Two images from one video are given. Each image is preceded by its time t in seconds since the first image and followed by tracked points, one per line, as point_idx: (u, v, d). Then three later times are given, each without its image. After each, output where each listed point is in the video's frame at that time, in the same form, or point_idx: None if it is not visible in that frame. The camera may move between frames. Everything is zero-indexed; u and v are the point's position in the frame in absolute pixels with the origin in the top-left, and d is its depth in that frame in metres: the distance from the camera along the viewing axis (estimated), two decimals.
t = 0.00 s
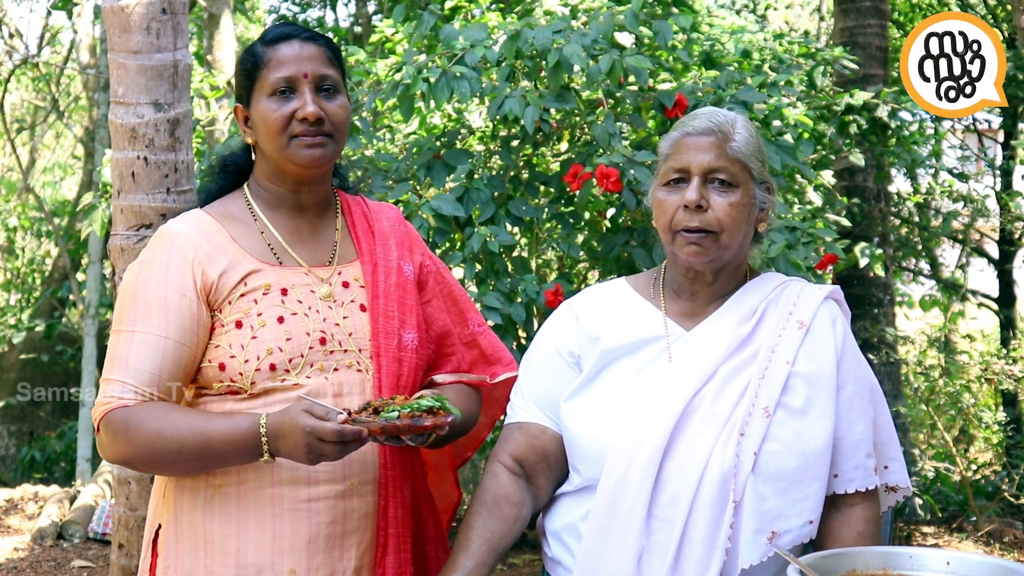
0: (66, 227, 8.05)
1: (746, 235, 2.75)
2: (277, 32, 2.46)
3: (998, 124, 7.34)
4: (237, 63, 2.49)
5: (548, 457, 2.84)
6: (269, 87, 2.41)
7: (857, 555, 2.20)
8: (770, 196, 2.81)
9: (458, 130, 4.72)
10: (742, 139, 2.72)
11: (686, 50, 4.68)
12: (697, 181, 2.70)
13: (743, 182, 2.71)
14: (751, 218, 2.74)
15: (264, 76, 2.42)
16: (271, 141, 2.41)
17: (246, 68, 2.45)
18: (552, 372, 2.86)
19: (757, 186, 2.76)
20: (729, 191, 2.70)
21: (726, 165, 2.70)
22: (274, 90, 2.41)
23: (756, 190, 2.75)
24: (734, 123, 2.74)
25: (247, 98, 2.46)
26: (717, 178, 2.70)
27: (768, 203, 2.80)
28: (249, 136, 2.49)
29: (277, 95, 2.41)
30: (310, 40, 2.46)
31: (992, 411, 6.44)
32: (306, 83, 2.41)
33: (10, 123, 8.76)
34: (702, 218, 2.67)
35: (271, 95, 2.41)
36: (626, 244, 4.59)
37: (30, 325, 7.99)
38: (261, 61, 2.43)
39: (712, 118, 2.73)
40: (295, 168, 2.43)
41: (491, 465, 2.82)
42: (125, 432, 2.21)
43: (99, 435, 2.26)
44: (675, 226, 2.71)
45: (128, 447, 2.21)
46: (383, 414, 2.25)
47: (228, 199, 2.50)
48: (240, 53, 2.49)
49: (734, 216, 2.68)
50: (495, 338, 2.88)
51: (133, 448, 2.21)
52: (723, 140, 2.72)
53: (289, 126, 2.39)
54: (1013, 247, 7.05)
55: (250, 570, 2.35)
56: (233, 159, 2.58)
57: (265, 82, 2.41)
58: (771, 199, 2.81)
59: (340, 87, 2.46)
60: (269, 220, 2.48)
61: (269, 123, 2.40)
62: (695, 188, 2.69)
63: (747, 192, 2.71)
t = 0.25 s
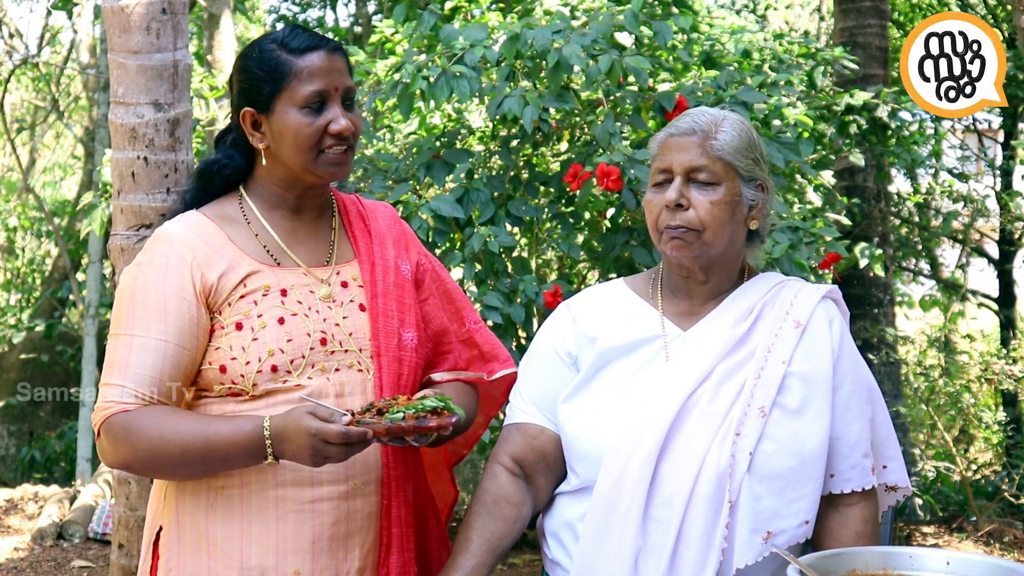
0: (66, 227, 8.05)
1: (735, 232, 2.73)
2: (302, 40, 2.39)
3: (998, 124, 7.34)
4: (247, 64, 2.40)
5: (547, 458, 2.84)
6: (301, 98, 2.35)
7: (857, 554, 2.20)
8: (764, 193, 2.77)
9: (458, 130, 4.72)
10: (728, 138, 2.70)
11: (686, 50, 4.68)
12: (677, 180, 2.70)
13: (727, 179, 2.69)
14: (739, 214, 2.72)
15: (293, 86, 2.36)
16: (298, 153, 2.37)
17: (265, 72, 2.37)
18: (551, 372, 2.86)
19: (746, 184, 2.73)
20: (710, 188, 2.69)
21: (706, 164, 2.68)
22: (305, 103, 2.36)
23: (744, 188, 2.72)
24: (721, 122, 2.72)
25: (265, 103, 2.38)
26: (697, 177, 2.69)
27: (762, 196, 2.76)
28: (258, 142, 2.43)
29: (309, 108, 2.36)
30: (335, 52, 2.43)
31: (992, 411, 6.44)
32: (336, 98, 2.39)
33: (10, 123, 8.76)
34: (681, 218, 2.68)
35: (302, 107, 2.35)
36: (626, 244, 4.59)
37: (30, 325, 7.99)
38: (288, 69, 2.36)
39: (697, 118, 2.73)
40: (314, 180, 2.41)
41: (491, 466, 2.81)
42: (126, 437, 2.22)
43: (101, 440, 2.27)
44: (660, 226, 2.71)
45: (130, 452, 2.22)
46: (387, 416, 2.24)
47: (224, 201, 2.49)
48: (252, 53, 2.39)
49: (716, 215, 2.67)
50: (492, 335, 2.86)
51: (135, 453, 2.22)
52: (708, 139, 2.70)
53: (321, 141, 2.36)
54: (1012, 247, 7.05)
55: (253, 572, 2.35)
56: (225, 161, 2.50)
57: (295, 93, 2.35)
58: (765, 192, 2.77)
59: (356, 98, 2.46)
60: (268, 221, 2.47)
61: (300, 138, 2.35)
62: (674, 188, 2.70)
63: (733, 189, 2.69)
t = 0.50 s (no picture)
0: (66, 227, 8.04)
1: (707, 229, 2.73)
2: (298, 35, 2.40)
3: (998, 124, 7.33)
4: (244, 60, 2.40)
5: (547, 457, 2.84)
6: (294, 92, 2.35)
7: (857, 554, 2.19)
8: (744, 192, 2.74)
9: (458, 130, 4.72)
10: (703, 136, 2.71)
11: (686, 50, 4.68)
12: (651, 175, 2.74)
13: (699, 176, 2.70)
14: (711, 210, 2.70)
15: (286, 79, 2.35)
16: (291, 147, 2.36)
17: (260, 67, 2.37)
18: (550, 371, 2.86)
19: (723, 183, 2.71)
20: (678, 184, 2.70)
21: (678, 160, 2.71)
22: (299, 96, 2.35)
23: (720, 186, 2.71)
24: (704, 120, 2.74)
25: (260, 97, 2.38)
26: (669, 173, 2.72)
27: (742, 195, 2.73)
28: (254, 137, 2.42)
29: (302, 101, 2.35)
30: (330, 47, 2.42)
31: (992, 411, 6.45)
32: (330, 92, 2.38)
33: (10, 123, 8.76)
34: (648, 211, 2.72)
35: (296, 100, 2.35)
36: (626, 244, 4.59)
37: (30, 325, 7.99)
38: (282, 64, 2.36)
39: (674, 121, 2.77)
40: (308, 175, 2.40)
41: (491, 465, 2.82)
42: (128, 442, 2.21)
43: (101, 444, 2.26)
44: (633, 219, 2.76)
45: (131, 457, 2.21)
46: (393, 417, 2.25)
47: (220, 201, 2.48)
48: (249, 49, 2.40)
49: (680, 210, 2.69)
50: (486, 333, 2.83)
51: (136, 458, 2.21)
52: (681, 138, 2.72)
53: (314, 133, 2.35)
54: (1013, 247, 7.05)
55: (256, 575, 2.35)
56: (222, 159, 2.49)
57: (289, 86, 2.35)
58: (747, 191, 2.74)
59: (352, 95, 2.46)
60: (266, 222, 2.46)
61: (294, 130, 2.34)
62: (647, 182, 2.74)
63: (705, 186, 2.69)
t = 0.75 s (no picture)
0: (66, 227, 8.04)
1: (705, 229, 2.73)
2: (270, 30, 2.38)
3: (999, 123, 7.32)
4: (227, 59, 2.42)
5: (547, 456, 2.84)
6: (262, 87, 2.33)
7: (857, 555, 2.19)
8: (744, 192, 2.74)
9: (458, 130, 4.72)
10: (703, 135, 2.71)
11: (686, 50, 4.68)
12: (650, 173, 2.74)
13: (698, 175, 2.70)
14: (708, 210, 2.70)
15: (256, 75, 2.34)
16: (260, 143, 2.33)
17: (235, 65, 2.37)
18: (550, 370, 2.86)
19: (722, 183, 2.71)
20: (677, 183, 2.70)
21: (677, 159, 2.71)
22: (266, 91, 2.33)
23: (719, 186, 2.71)
24: (704, 120, 2.74)
25: (235, 95, 2.38)
26: (669, 171, 2.72)
27: (740, 195, 2.73)
28: (237, 135, 2.42)
29: (269, 96, 2.33)
30: (304, 40, 2.39)
31: (992, 411, 6.45)
32: (299, 85, 2.34)
33: (10, 123, 8.77)
34: (646, 209, 2.72)
35: (263, 95, 2.33)
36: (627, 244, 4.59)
37: (30, 325, 7.98)
38: (253, 59, 2.35)
39: (675, 120, 2.77)
40: (281, 173, 2.36)
41: (492, 464, 2.82)
42: (125, 446, 2.16)
43: (97, 449, 2.22)
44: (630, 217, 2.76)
45: (128, 460, 2.17)
46: (392, 416, 2.23)
47: (213, 202, 2.44)
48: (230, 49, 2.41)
49: (678, 209, 2.69)
50: (481, 331, 2.81)
51: (133, 462, 2.16)
52: (680, 137, 2.73)
53: (279, 128, 2.32)
54: (1013, 247, 7.05)
55: None
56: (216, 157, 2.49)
57: (256, 82, 2.33)
58: (746, 192, 2.74)
59: (331, 90, 2.41)
60: (259, 222, 2.42)
61: (260, 125, 2.32)
62: (646, 181, 2.74)
63: (703, 185, 2.69)
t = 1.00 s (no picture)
0: (66, 227, 8.04)
1: (707, 230, 2.73)
2: (258, 28, 2.36)
3: (999, 123, 7.32)
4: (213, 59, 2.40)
5: (548, 457, 2.84)
6: (251, 87, 2.31)
7: (857, 555, 2.19)
8: (745, 193, 2.74)
9: (458, 130, 4.72)
10: (705, 136, 2.71)
11: (687, 50, 4.68)
12: (652, 175, 2.74)
13: (700, 177, 2.70)
14: (711, 212, 2.71)
15: (245, 75, 2.33)
16: (251, 143, 2.32)
17: (223, 65, 2.35)
18: (550, 370, 2.86)
19: (724, 185, 2.72)
20: (679, 185, 2.71)
21: (679, 161, 2.71)
22: (255, 90, 2.32)
23: (722, 188, 2.71)
24: (705, 121, 2.74)
25: (224, 95, 2.36)
26: (670, 173, 2.72)
27: (742, 197, 2.74)
28: (225, 135, 2.40)
29: (259, 96, 2.32)
30: (292, 39, 2.38)
31: (992, 411, 6.44)
32: (289, 84, 2.33)
33: (10, 123, 8.77)
34: (648, 211, 2.72)
35: (252, 94, 2.31)
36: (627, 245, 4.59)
37: (30, 325, 7.98)
38: (242, 59, 2.33)
39: (677, 121, 2.77)
40: (274, 173, 2.34)
41: (491, 464, 2.82)
42: (114, 451, 2.14)
43: (86, 454, 2.20)
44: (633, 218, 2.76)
45: (116, 465, 2.14)
46: (381, 419, 2.22)
47: (204, 203, 2.42)
48: (216, 48, 2.39)
49: (680, 210, 2.69)
50: (476, 332, 2.80)
51: (122, 466, 2.14)
52: (682, 139, 2.73)
53: (271, 127, 2.30)
54: (1012, 247, 7.05)
55: None
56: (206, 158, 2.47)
57: (245, 82, 2.32)
58: (748, 193, 2.74)
59: (321, 88, 2.39)
60: (249, 224, 2.40)
61: (251, 126, 2.30)
62: (648, 182, 2.74)
63: (705, 187, 2.69)
